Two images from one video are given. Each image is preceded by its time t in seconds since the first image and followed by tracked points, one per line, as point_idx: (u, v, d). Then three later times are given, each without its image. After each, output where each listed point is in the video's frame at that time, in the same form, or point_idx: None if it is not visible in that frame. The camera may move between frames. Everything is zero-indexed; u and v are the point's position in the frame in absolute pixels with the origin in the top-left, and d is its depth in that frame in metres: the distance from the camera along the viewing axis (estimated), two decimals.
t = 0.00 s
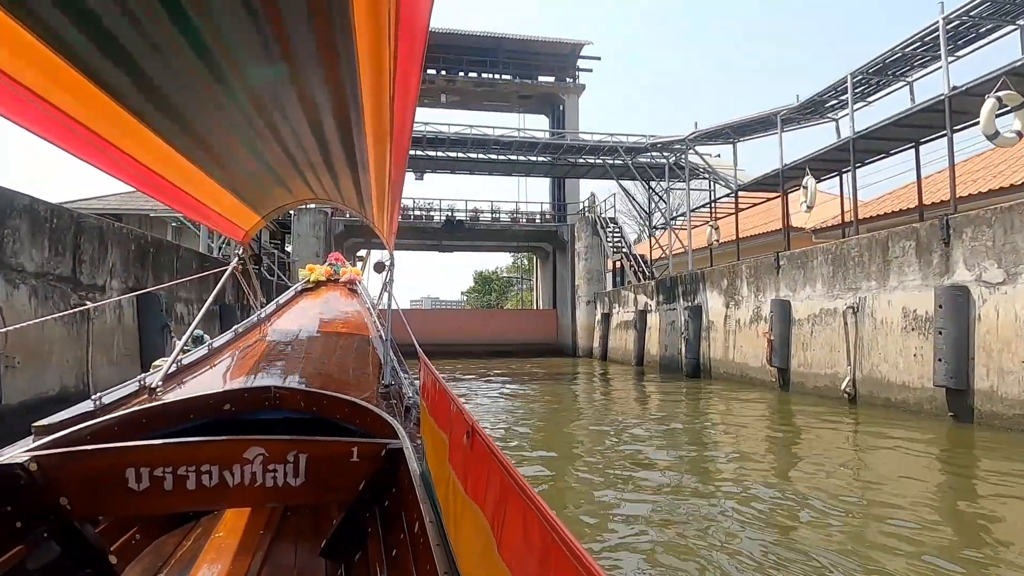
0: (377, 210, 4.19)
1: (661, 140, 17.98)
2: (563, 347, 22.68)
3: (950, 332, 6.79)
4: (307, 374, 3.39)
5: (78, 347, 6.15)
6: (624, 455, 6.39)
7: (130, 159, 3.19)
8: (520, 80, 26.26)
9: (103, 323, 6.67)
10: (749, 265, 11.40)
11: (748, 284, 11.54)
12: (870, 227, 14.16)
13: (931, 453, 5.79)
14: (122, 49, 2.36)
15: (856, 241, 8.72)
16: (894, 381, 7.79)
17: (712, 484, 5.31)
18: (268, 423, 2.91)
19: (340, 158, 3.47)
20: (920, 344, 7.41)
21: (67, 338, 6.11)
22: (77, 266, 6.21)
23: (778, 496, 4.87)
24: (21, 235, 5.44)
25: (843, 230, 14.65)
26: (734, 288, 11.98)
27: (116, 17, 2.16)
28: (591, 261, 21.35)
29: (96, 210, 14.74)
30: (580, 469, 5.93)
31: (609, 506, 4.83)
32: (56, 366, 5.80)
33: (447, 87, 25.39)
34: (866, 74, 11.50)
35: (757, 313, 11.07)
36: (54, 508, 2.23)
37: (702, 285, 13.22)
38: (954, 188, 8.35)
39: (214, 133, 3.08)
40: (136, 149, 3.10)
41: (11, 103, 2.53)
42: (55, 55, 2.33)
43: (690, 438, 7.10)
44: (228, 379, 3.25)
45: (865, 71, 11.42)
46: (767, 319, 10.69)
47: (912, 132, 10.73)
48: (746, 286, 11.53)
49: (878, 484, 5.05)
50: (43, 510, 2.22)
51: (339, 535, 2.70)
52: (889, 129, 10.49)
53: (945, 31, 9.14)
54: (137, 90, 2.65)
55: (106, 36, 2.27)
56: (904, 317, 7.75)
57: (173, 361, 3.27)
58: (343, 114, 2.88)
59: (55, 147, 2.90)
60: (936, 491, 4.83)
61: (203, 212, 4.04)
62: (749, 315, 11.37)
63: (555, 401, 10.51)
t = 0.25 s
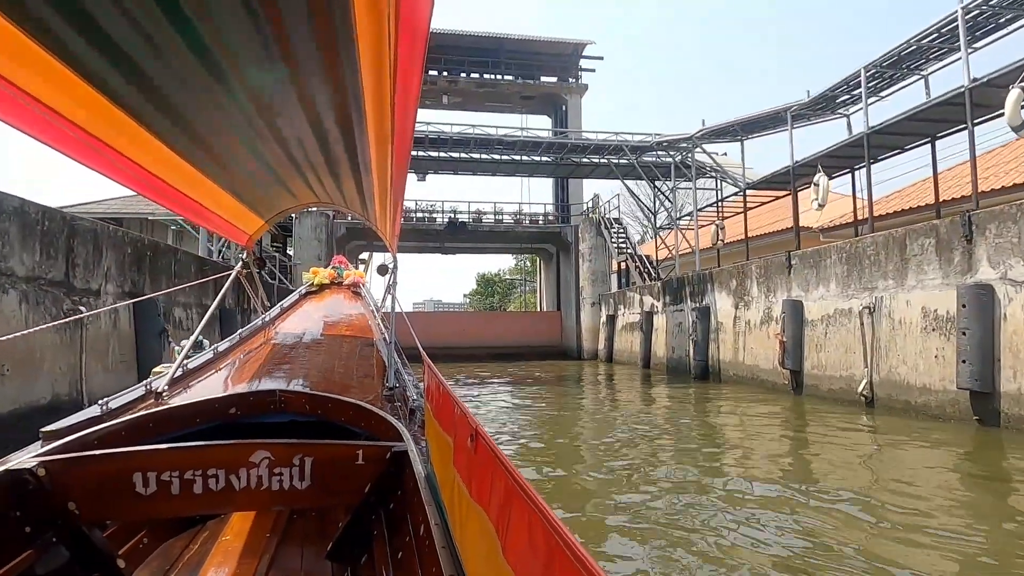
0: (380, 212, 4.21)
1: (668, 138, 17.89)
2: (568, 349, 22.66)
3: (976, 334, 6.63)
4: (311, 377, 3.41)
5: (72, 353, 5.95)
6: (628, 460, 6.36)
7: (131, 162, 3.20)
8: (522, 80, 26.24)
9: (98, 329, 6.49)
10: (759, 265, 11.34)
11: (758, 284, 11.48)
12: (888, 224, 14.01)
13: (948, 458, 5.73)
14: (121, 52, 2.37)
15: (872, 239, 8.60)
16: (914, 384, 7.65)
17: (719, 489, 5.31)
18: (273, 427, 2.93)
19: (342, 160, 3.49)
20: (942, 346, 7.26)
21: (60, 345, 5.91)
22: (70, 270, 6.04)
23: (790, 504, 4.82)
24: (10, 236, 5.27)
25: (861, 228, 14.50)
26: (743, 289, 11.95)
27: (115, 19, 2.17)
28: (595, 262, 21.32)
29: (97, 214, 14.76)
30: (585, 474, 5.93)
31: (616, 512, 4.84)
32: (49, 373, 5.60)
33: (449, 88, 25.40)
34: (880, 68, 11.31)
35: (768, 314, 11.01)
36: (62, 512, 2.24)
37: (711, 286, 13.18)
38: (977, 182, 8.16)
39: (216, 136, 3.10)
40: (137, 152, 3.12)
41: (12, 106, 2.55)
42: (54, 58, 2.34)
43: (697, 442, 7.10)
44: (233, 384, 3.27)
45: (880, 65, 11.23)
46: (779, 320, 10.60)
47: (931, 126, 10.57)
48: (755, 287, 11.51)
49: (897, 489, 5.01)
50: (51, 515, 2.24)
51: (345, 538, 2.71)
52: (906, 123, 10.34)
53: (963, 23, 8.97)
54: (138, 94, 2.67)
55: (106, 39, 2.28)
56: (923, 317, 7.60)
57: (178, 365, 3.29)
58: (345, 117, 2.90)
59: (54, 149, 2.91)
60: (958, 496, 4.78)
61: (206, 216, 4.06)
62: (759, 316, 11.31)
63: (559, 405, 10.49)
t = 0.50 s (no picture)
0: (382, 214, 4.21)
1: (672, 135, 17.83)
2: (571, 350, 22.63)
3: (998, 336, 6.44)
4: (314, 379, 3.42)
5: (61, 356, 5.83)
6: (631, 465, 6.32)
7: (133, 166, 3.21)
8: (523, 79, 26.22)
9: (89, 330, 6.40)
10: (768, 266, 11.29)
11: (766, 284, 11.43)
12: (903, 221, 13.87)
13: (964, 462, 5.66)
14: (124, 57, 2.38)
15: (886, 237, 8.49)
16: (932, 387, 7.50)
17: (726, 493, 5.29)
18: (276, 428, 2.94)
19: (344, 163, 3.50)
20: (961, 349, 7.10)
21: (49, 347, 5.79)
22: (58, 270, 5.92)
23: (800, 510, 4.77)
24: None
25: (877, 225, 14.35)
26: (751, 289, 11.91)
27: (117, 23, 2.18)
28: (598, 262, 21.29)
29: (95, 214, 14.79)
30: (588, 477, 5.93)
31: (621, 516, 4.83)
32: (37, 377, 5.48)
33: (450, 87, 25.37)
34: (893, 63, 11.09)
35: (777, 314, 10.96)
36: (67, 514, 2.25)
37: (717, 286, 13.16)
38: (995, 176, 7.99)
39: (218, 139, 3.11)
40: (138, 155, 3.13)
41: (14, 110, 2.56)
42: (56, 62, 2.35)
43: (704, 445, 7.08)
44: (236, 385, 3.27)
45: (892, 60, 11.04)
46: (789, 320, 10.51)
47: (949, 121, 10.43)
48: (763, 287, 11.47)
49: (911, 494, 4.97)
50: (55, 516, 2.25)
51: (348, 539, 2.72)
52: (920, 119, 10.19)
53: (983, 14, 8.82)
54: (141, 98, 2.68)
55: (108, 43, 2.29)
56: (941, 317, 7.45)
57: (181, 367, 3.29)
58: (347, 119, 2.90)
59: (57, 153, 2.92)
60: (976, 501, 4.73)
61: (209, 218, 4.08)
62: (768, 317, 11.26)
63: (563, 408, 10.48)
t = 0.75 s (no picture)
0: (381, 216, 4.21)
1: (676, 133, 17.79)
2: (572, 351, 22.61)
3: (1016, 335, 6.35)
4: (314, 381, 3.42)
5: (49, 360, 5.68)
6: (635, 469, 6.29)
7: (132, 169, 3.22)
8: (523, 78, 26.20)
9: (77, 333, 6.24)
10: (775, 266, 11.25)
11: (773, 284, 11.40)
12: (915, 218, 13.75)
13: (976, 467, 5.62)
14: (122, 61, 2.39)
15: (899, 236, 8.43)
16: (948, 389, 7.41)
17: (732, 497, 5.27)
18: (276, 431, 2.94)
19: (343, 165, 3.50)
20: (978, 350, 7.01)
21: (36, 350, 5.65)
22: (45, 271, 5.77)
23: (808, 514, 4.75)
24: None
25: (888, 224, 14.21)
26: (757, 290, 11.89)
27: (115, 27, 2.18)
28: (599, 263, 21.27)
29: (89, 216, 14.90)
30: (594, 481, 5.91)
31: (626, 520, 4.82)
32: (25, 381, 5.33)
33: (450, 87, 25.33)
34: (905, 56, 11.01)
35: (784, 314, 10.93)
36: (68, 518, 2.25)
37: (722, 286, 13.13)
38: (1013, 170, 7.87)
39: (217, 142, 3.11)
40: (137, 159, 3.13)
41: (13, 115, 2.56)
42: (55, 67, 2.36)
43: (710, 449, 7.06)
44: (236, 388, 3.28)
45: (903, 53, 10.96)
46: (797, 321, 10.48)
47: (964, 116, 10.33)
48: (770, 286, 11.44)
49: (927, 497, 4.95)
50: (55, 519, 2.25)
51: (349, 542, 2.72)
52: (933, 113, 10.11)
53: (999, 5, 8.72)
54: (140, 102, 2.68)
55: (106, 47, 2.29)
56: (958, 317, 7.35)
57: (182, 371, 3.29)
58: (345, 121, 2.90)
59: (56, 157, 2.93)
60: (992, 505, 4.69)
61: (208, 221, 4.08)
62: (775, 317, 11.22)
63: (564, 411, 10.45)
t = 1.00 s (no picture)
0: (381, 218, 4.21)
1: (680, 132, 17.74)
2: (574, 354, 22.60)
3: None
4: (315, 384, 3.42)
5: (36, 365, 5.45)
6: (640, 473, 6.27)
7: (131, 173, 3.22)
8: (523, 78, 26.21)
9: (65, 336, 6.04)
10: (783, 266, 11.24)
11: (780, 284, 11.37)
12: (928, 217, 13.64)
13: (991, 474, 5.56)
14: (121, 65, 2.39)
15: (911, 235, 8.37)
16: (965, 393, 7.33)
17: (739, 502, 5.25)
18: (277, 434, 2.94)
19: (342, 167, 3.50)
20: (995, 353, 6.93)
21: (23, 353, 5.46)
22: (33, 271, 5.60)
23: (818, 521, 4.72)
24: None
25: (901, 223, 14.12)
26: (763, 291, 11.88)
27: (114, 31, 2.19)
28: (600, 264, 21.27)
29: (85, 217, 15.00)
30: (599, 486, 5.91)
31: (632, 526, 4.81)
32: (11, 387, 5.13)
33: (450, 87, 25.28)
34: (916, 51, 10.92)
35: (791, 316, 10.91)
36: (69, 523, 2.25)
37: (728, 287, 13.10)
38: None
39: (216, 146, 3.12)
40: (136, 163, 3.14)
41: (12, 120, 2.56)
42: (53, 71, 2.36)
43: (718, 453, 7.04)
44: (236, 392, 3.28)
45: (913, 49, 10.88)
46: (806, 322, 10.45)
47: (980, 112, 10.24)
48: (777, 287, 11.43)
49: (941, 504, 4.90)
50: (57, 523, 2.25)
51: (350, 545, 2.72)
52: (946, 109, 10.02)
53: None
54: (139, 106, 2.69)
55: (104, 51, 2.30)
56: (974, 318, 7.27)
57: (182, 374, 3.29)
58: (345, 123, 2.89)
59: (56, 162, 2.93)
60: (1007, 513, 4.64)
61: (208, 225, 4.09)
62: (782, 318, 11.19)
63: (566, 415, 10.43)
